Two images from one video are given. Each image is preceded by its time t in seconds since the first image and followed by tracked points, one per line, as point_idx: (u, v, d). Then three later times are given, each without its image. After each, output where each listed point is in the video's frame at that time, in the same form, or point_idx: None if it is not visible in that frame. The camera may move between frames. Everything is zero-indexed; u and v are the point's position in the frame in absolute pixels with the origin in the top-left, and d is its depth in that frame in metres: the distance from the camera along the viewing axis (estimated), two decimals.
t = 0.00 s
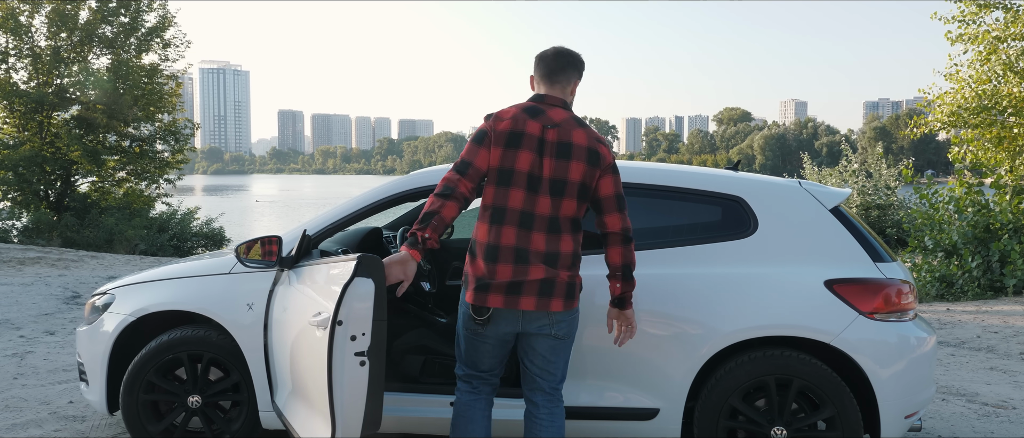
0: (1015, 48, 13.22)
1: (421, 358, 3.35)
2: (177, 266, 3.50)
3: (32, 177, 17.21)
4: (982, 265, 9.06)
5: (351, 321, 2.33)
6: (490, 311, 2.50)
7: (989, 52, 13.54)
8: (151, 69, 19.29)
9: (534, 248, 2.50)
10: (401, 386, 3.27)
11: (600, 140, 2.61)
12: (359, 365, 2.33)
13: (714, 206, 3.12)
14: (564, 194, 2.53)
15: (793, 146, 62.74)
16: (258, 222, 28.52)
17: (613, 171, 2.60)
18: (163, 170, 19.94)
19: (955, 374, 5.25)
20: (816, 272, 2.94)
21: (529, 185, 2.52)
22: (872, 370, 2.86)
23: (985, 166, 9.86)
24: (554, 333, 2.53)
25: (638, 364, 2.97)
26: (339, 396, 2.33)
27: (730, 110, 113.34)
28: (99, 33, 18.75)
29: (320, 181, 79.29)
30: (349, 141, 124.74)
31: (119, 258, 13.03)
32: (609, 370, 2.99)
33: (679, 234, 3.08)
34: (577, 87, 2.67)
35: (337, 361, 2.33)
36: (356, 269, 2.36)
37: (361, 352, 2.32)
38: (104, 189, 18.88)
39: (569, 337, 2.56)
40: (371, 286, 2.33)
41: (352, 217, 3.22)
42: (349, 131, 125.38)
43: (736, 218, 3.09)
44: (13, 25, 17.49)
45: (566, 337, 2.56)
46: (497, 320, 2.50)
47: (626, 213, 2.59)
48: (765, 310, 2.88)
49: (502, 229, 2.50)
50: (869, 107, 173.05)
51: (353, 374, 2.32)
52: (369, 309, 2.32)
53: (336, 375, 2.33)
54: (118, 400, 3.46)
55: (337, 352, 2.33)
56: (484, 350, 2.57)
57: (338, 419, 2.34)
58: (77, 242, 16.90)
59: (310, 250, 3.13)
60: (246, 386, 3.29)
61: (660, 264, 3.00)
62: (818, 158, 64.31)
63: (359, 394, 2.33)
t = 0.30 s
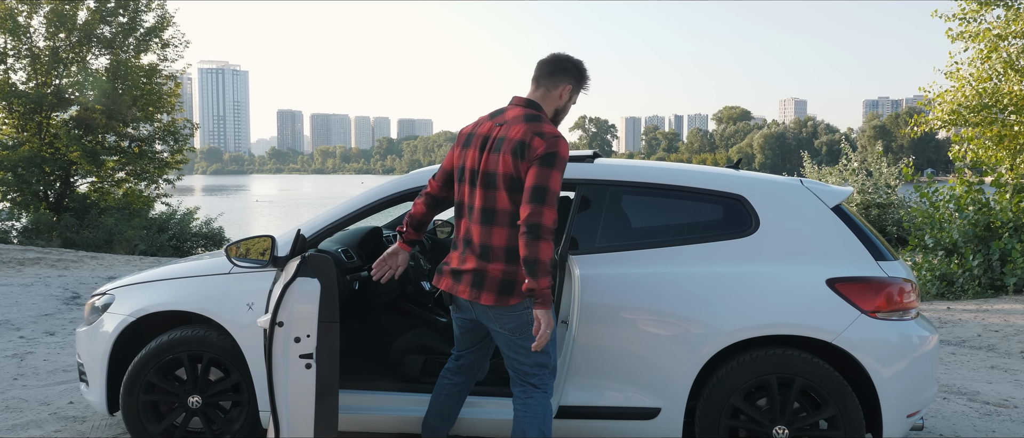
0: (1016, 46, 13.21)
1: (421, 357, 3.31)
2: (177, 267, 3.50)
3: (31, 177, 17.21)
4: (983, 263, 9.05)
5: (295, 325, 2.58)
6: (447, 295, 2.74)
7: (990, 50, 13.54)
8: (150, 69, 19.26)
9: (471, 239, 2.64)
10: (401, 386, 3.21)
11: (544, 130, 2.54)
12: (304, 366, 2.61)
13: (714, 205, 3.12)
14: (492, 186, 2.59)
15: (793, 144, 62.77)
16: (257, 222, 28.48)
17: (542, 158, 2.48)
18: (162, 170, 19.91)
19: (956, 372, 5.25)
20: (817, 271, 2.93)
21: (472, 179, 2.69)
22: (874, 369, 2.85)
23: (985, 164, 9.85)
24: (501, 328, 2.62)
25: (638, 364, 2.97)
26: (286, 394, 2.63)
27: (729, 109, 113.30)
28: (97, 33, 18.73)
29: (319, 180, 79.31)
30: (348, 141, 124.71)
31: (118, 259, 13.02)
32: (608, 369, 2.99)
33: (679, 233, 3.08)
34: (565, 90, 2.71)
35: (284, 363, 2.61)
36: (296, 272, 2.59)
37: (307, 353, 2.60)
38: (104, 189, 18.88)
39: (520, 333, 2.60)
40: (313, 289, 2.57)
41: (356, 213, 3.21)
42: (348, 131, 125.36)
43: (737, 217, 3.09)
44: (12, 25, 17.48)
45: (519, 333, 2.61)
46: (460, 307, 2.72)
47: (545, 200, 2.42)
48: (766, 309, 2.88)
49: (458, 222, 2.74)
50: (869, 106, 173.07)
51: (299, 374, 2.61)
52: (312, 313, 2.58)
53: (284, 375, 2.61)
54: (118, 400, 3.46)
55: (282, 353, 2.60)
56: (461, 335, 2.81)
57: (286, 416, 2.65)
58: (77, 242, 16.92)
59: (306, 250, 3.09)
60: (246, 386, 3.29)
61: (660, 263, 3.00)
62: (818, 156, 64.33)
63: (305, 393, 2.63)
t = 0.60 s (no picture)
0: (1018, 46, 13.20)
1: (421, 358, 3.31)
2: (176, 265, 3.49)
3: (31, 175, 17.19)
4: (983, 264, 9.05)
5: (268, 324, 2.66)
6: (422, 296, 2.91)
7: (993, 50, 13.53)
8: (150, 67, 19.23)
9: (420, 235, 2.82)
10: (400, 385, 3.10)
11: (444, 124, 2.74)
12: (279, 366, 2.68)
13: (715, 204, 3.11)
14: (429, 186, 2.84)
15: (793, 144, 62.79)
16: (257, 220, 28.46)
17: (429, 149, 2.69)
18: (162, 168, 19.87)
19: (957, 373, 5.24)
20: (819, 271, 2.92)
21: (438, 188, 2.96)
22: (876, 370, 2.85)
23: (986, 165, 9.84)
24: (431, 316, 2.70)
25: (638, 364, 2.96)
26: (261, 393, 2.69)
27: (729, 108, 113.24)
28: (97, 30, 18.68)
29: (319, 179, 79.28)
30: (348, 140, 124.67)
31: (118, 256, 13.00)
32: (608, 368, 2.98)
33: (680, 232, 3.07)
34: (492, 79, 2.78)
35: (259, 362, 2.68)
36: (271, 270, 2.69)
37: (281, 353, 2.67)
38: (104, 187, 18.87)
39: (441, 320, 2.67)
40: (287, 288, 2.66)
41: (355, 212, 3.19)
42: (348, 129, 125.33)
43: (738, 216, 3.08)
44: (11, 23, 17.48)
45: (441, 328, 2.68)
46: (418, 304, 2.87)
47: (422, 183, 2.61)
48: (767, 309, 2.87)
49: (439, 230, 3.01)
50: (869, 106, 173.20)
51: (274, 373, 2.68)
52: (286, 312, 2.66)
53: (257, 374, 2.68)
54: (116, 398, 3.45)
55: (255, 352, 2.67)
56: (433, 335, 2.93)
57: (262, 416, 2.70)
58: (76, 240, 16.91)
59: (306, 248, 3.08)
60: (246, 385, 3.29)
61: (661, 262, 2.99)
62: (818, 157, 64.34)
63: (281, 392, 2.68)
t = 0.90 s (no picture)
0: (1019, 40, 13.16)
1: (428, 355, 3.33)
2: (175, 260, 3.48)
3: (29, 170, 17.17)
4: (983, 258, 9.04)
5: (261, 318, 2.63)
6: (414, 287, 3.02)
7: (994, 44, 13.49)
8: (148, 61, 19.17)
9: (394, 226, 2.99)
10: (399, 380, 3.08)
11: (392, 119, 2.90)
12: (272, 361, 2.65)
13: (716, 198, 3.09)
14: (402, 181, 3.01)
15: (793, 139, 62.76)
16: (255, 215, 28.43)
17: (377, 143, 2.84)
18: (161, 163, 19.82)
19: (957, 367, 5.24)
20: (820, 265, 2.91)
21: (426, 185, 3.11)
22: (877, 365, 2.84)
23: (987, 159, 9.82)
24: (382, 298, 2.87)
25: (638, 358, 2.95)
26: (253, 389, 2.66)
27: (729, 102, 113.23)
28: (95, 25, 18.58)
29: (318, 174, 79.21)
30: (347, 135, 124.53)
31: (117, 251, 12.98)
32: (608, 362, 2.97)
33: (681, 226, 3.06)
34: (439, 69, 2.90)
35: (251, 357, 2.65)
36: (262, 264, 2.65)
37: (274, 348, 2.65)
38: (102, 182, 18.85)
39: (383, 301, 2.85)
40: (279, 283, 2.63)
41: (353, 207, 3.17)
42: (348, 124, 125.20)
43: (739, 210, 3.07)
44: (9, 18, 17.43)
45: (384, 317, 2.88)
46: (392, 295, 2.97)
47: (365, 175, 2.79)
48: (767, 303, 2.86)
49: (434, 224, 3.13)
50: (869, 100, 172.96)
51: (267, 369, 2.66)
52: (281, 306, 2.64)
53: (250, 370, 2.65)
54: (115, 393, 3.44)
55: (247, 347, 2.63)
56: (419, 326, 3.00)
57: (255, 413, 2.67)
58: (75, 235, 16.91)
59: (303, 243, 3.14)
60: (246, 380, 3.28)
61: (662, 257, 2.98)
62: (818, 151, 64.30)
63: (275, 388, 2.66)
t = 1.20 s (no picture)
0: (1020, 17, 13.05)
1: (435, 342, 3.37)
2: (175, 243, 3.46)
3: (28, 155, 17.10)
4: (984, 237, 9.03)
5: (261, 302, 2.60)
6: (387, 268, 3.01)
7: (995, 21, 13.38)
8: (145, 45, 19.03)
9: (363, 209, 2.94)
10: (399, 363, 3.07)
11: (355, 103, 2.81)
12: (273, 344, 2.64)
13: (717, 178, 3.07)
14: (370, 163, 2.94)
15: (793, 119, 62.57)
16: (254, 198, 28.39)
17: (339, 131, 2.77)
18: (159, 147, 19.73)
19: (958, 346, 5.24)
20: (823, 245, 2.89)
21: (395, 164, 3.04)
22: (880, 344, 2.83)
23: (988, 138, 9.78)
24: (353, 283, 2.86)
25: (639, 339, 2.94)
26: (254, 374, 2.63)
27: (728, 82, 112.75)
28: (91, 9, 18.41)
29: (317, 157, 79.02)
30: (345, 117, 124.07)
31: (116, 236, 12.97)
32: (609, 343, 2.95)
33: (682, 207, 3.03)
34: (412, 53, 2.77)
35: (252, 342, 2.62)
36: (262, 247, 2.61)
37: (275, 332, 2.63)
38: (101, 167, 18.78)
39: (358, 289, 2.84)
40: (280, 266, 2.60)
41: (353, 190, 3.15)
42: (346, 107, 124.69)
43: (741, 189, 3.04)
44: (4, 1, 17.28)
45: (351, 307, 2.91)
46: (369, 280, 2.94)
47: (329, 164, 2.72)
48: (770, 283, 2.84)
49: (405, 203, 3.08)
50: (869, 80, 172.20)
51: (269, 352, 2.64)
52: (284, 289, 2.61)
53: (251, 354, 2.62)
54: (116, 377, 3.43)
55: (249, 330, 2.60)
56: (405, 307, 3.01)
57: (256, 398, 2.65)
58: (75, 220, 16.88)
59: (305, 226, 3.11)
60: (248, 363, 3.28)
61: (664, 238, 2.96)
62: (817, 132, 64.14)
63: (276, 372, 2.65)
